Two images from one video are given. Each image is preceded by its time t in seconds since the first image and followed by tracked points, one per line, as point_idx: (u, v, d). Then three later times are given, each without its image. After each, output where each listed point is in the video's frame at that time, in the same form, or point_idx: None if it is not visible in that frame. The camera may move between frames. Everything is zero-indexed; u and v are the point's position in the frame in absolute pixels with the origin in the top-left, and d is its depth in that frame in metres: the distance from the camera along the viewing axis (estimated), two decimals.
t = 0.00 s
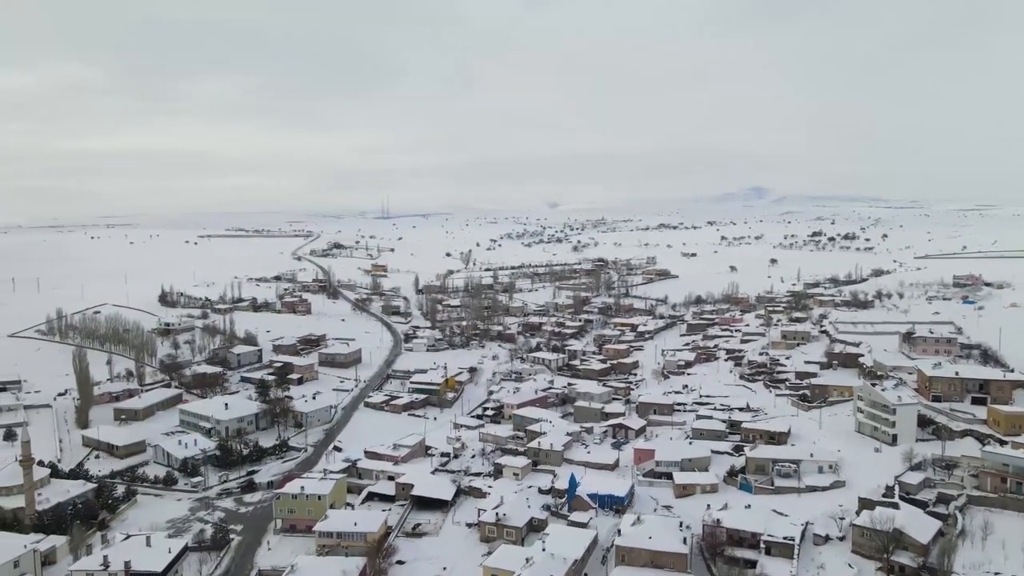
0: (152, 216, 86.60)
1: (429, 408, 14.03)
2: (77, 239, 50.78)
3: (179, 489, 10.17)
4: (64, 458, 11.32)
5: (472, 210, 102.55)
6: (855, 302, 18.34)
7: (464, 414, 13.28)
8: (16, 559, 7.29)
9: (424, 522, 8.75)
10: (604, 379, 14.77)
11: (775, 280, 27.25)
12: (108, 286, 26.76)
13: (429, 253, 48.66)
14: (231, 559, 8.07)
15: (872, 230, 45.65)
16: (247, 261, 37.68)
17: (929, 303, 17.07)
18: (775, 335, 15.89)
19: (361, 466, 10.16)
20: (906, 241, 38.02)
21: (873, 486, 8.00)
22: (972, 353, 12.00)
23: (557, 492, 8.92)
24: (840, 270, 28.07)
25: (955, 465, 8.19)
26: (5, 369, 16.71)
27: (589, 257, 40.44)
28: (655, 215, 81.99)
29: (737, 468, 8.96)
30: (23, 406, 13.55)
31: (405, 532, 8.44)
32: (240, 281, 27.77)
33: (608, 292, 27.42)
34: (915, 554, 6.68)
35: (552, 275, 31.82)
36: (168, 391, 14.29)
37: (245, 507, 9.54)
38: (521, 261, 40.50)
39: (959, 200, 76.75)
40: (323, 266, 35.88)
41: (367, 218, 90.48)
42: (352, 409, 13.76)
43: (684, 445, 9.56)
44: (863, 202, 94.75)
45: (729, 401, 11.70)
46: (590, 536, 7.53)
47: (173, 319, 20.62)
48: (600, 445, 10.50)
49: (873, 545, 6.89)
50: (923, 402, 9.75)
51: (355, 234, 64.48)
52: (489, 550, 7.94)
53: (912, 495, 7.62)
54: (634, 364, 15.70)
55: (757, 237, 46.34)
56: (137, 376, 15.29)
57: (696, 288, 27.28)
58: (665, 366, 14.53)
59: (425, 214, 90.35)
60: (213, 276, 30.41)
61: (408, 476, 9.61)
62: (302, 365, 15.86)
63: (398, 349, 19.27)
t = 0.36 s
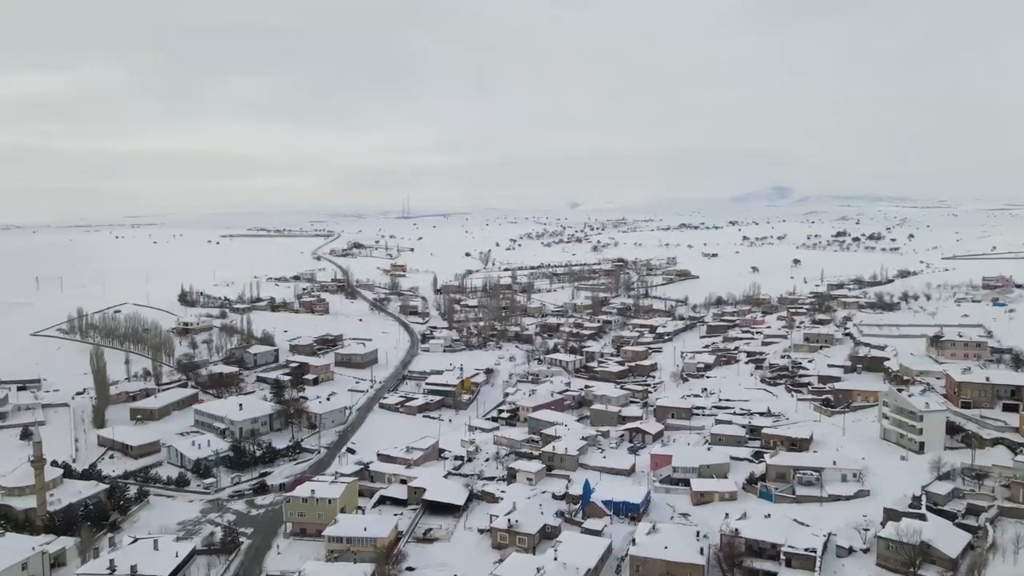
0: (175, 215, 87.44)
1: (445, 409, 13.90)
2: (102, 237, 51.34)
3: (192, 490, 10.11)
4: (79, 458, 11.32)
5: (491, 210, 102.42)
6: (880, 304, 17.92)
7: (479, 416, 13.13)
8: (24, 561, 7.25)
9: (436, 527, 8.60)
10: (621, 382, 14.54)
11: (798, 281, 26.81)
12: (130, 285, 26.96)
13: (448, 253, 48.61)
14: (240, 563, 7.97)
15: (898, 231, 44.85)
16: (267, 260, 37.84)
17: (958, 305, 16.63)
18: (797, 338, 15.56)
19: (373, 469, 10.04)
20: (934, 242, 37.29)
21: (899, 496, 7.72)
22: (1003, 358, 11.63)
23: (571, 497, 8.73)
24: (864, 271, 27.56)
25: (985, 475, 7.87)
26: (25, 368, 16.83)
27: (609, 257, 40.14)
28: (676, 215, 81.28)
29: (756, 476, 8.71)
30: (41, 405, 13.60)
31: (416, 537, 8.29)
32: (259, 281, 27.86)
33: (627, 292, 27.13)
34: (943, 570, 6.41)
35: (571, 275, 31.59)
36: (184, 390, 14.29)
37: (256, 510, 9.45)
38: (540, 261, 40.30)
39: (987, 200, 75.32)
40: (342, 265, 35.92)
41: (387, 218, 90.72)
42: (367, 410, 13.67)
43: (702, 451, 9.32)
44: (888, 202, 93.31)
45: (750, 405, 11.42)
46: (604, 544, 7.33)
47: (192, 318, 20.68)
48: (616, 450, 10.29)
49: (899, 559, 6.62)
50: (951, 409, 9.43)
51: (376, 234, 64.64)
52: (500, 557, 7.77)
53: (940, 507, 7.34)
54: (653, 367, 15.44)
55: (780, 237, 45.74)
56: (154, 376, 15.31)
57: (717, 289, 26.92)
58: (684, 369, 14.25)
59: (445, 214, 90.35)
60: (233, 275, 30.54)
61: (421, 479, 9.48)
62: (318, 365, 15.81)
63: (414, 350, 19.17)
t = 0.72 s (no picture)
0: (198, 215, 88.31)
1: (459, 411, 13.76)
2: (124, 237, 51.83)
3: (203, 491, 10.04)
4: (93, 457, 11.32)
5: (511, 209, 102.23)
6: (906, 305, 17.49)
7: (493, 419, 12.96)
8: (31, 563, 7.21)
9: (447, 532, 8.44)
10: (639, 385, 14.30)
11: (821, 282, 26.35)
12: (150, 285, 27.13)
13: (467, 253, 48.50)
14: (249, 566, 7.88)
15: (925, 231, 44.02)
16: (286, 260, 37.96)
17: (987, 307, 16.17)
18: (820, 340, 15.22)
19: (385, 472, 9.91)
20: (961, 242, 36.53)
21: (925, 507, 7.42)
22: None
23: (585, 503, 8.53)
24: (889, 272, 27.03)
25: (1016, 486, 7.53)
26: (44, 367, 16.93)
27: (628, 257, 39.79)
28: (698, 215, 80.54)
29: (776, 483, 8.46)
30: (58, 404, 13.64)
31: (426, 543, 8.14)
32: (277, 281, 27.92)
33: (646, 293, 26.81)
34: None
35: (589, 275, 31.31)
36: (199, 390, 14.27)
37: (266, 512, 9.35)
38: (558, 261, 40.05)
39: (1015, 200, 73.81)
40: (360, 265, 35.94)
41: (407, 218, 90.94)
42: (381, 411, 13.55)
43: (720, 457, 9.07)
44: (913, 202, 91.86)
45: (770, 410, 11.15)
46: (617, 552, 7.12)
47: (209, 318, 20.71)
48: (631, 454, 10.07)
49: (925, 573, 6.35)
50: (980, 416, 9.11)
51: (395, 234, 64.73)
52: (511, 565, 7.59)
53: (969, 518, 7.05)
54: (671, 369, 15.18)
55: (802, 237, 45.11)
56: (170, 375, 15.32)
57: (738, 290, 26.53)
58: (703, 371, 13.98)
59: (464, 214, 90.44)
60: (252, 275, 30.63)
61: (432, 483, 9.33)
62: (333, 365, 15.74)
63: (430, 350, 19.05)
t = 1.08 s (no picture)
0: (217, 215, 88.92)
1: (471, 413, 13.59)
2: (144, 237, 52.21)
3: (211, 494, 9.96)
4: (103, 458, 11.28)
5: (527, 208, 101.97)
6: (929, 308, 17.08)
7: (505, 421, 12.79)
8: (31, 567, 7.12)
9: (455, 538, 8.27)
10: (654, 387, 14.05)
11: (841, 283, 25.91)
12: (166, 284, 27.22)
13: (483, 252, 48.35)
14: (253, 571, 7.75)
15: (948, 231, 43.28)
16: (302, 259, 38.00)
17: (1013, 309, 15.75)
18: (839, 343, 14.88)
19: (393, 475, 9.76)
20: (986, 242, 35.84)
21: (950, 518, 7.14)
22: None
23: (596, 510, 8.33)
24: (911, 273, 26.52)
25: None
26: (60, 366, 16.99)
27: (645, 257, 39.45)
28: (716, 215, 79.88)
29: (794, 491, 8.20)
30: (70, 404, 13.64)
31: (434, 549, 7.98)
32: (293, 281, 27.92)
33: (663, 294, 26.50)
34: None
35: (605, 275, 31.04)
36: (211, 390, 14.22)
37: (273, 516, 9.24)
38: (574, 261, 39.76)
39: None
40: (376, 265, 35.90)
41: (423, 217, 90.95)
42: (392, 413, 13.42)
43: (736, 463, 8.83)
44: (935, 202, 90.60)
45: (788, 414, 10.88)
46: (629, 561, 6.91)
47: (224, 318, 20.71)
48: (645, 459, 9.85)
49: None
50: (1007, 423, 8.80)
51: (412, 233, 64.75)
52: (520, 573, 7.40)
53: (996, 529, 6.77)
54: (687, 371, 14.91)
55: (822, 237, 44.53)
56: (183, 375, 15.30)
57: (756, 291, 26.16)
58: (720, 374, 13.71)
59: (480, 214, 90.31)
60: (268, 274, 30.68)
61: (441, 487, 9.16)
62: (345, 366, 15.64)
63: (444, 351, 18.91)
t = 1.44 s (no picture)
0: (232, 215, 89.39)
1: (480, 415, 13.41)
2: (159, 237, 52.46)
3: (216, 496, 9.85)
4: (110, 459, 11.22)
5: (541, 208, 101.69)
6: (950, 309, 16.71)
7: (515, 424, 12.60)
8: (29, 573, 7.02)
9: (461, 545, 8.10)
10: (666, 390, 13.81)
11: (859, 283, 25.49)
12: (180, 284, 27.27)
13: (496, 252, 48.18)
14: None
15: (969, 230, 42.60)
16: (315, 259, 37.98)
17: None
18: (858, 346, 14.56)
19: (399, 480, 9.60)
20: (1008, 242, 35.23)
21: (973, 530, 6.88)
22: None
23: (605, 518, 8.13)
24: (931, 274, 26.07)
25: None
26: (71, 365, 16.99)
27: (659, 257, 39.12)
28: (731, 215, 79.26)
29: (809, 499, 7.96)
30: (80, 404, 13.62)
31: (439, 556, 7.81)
32: (305, 281, 27.89)
33: (677, 294, 26.22)
34: None
35: (619, 276, 30.77)
36: (219, 391, 14.14)
37: (278, 520, 9.11)
38: (588, 262, 39.48)
39: None
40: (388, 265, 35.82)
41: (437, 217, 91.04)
42: (401, 415, 13.27)
43: (750, 470, 8.59)
44: (954, 202, 89.46)
45: (804, 419, 10.61)
46: (638, 570, 6.70)
47: (235, 318, 20.67)
48: (656, 465, 9.63)
49: None
50: None
51: (426, 233, 64.70)
52: None
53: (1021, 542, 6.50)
54: (700, 373, 14.65)
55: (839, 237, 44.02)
56: (192, 376, 15.24)
57: (772, 292, 25.81)
58: (734, 377, 13.45)
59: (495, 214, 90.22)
60: (280, 274, 30.67)
61: (448, 492, 9.00)
62: (355, 367, 15.52)
63: (454, 351, 18.75)
